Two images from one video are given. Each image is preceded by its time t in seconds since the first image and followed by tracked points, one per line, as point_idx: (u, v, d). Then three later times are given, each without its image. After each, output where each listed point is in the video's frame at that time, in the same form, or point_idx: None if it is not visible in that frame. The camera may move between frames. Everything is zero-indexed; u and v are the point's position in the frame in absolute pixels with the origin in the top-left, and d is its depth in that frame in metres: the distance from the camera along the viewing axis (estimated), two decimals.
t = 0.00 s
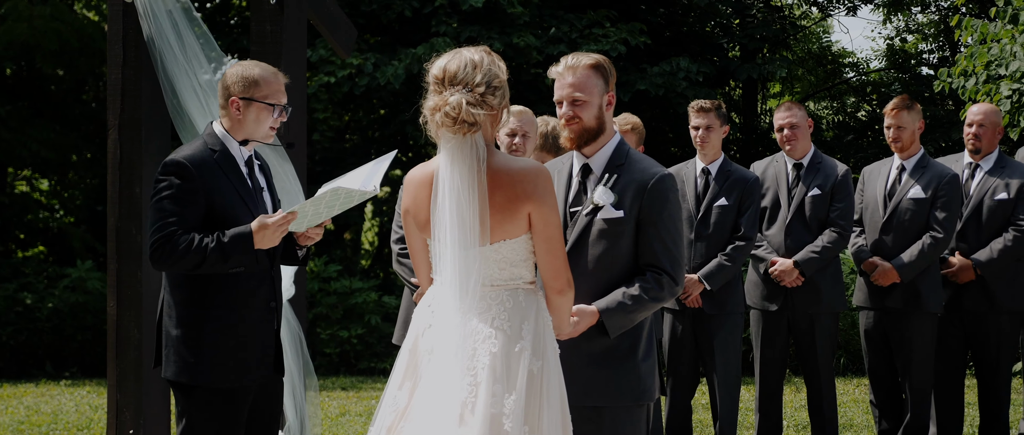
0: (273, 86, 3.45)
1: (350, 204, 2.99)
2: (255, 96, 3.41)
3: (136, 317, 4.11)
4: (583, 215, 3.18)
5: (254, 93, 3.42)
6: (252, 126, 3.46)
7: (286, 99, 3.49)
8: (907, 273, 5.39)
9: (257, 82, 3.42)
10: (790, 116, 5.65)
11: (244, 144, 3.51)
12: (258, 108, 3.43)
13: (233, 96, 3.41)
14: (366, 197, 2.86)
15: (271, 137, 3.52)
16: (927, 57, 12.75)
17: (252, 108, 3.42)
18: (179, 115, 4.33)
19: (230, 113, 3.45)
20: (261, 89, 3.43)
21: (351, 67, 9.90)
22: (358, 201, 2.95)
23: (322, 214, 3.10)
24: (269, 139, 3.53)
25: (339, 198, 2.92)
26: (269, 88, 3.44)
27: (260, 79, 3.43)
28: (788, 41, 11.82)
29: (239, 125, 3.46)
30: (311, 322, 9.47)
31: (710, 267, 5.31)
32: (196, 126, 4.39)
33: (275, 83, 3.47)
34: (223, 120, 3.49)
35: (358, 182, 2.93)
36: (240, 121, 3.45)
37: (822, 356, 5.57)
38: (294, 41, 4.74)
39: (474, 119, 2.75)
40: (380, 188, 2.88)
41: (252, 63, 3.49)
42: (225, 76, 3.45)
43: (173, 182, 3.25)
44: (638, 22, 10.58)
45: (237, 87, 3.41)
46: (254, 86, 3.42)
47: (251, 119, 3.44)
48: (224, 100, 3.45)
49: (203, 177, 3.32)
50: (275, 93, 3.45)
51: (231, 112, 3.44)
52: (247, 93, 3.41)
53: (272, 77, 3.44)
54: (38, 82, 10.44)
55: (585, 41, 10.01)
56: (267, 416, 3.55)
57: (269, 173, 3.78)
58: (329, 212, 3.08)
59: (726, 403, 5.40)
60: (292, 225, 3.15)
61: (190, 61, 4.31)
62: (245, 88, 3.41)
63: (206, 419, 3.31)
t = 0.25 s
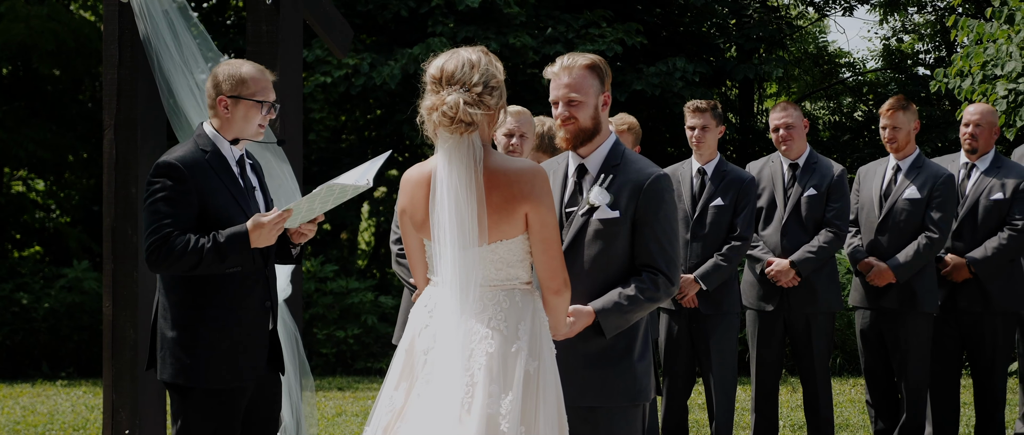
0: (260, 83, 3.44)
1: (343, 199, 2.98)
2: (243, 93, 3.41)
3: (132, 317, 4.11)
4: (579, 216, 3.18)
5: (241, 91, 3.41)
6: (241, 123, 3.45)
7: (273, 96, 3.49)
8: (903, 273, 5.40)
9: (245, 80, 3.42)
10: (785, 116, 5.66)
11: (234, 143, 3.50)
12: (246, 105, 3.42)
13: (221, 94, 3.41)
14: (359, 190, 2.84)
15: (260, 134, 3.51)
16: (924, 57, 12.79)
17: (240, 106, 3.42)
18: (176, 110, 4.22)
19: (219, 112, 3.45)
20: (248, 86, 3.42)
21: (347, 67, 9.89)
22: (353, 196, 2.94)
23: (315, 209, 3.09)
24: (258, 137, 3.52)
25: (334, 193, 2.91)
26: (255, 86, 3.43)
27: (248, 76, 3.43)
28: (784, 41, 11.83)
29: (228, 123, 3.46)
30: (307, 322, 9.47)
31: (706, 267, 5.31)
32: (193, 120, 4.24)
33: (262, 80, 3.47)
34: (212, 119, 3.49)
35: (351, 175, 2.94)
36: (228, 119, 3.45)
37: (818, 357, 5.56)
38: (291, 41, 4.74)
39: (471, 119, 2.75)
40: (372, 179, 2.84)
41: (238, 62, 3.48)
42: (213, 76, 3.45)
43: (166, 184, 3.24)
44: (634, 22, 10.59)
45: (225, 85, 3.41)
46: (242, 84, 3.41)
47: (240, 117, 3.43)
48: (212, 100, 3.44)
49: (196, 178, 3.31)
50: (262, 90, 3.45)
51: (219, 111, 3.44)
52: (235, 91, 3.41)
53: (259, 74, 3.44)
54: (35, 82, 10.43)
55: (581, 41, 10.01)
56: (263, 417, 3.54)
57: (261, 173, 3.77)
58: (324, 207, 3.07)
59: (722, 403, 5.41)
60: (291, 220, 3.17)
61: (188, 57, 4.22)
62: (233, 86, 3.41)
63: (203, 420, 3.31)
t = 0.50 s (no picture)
0: (256, 91, 3.42)
1: (336, 190, 2.96)
2: (238, 100, 3.39)
3: (128, 317, 4.10)
4: (574, 216, 3.18)
5: (237, 98, 3.40)
6: (233, 129, 3.45)
7: (268, 103, 3.48)
8: (899, 273, 5.40)
9: (241, 86, 3.40)
10: (780, 116, 5.66)
11: (226, 145, 3.51)
12: (241, 112, 3.42)
13: (216, 98, 3.39)
14: (350, 180, 2.83)
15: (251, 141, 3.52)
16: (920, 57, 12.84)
17: (234, 112, 3.41)
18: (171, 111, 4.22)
19: (212, 115, 3.44)
20: (244, 94, 3.40)
21: (343, 67, 9.88)
22: (344, 186, 2.92)
23: (308, 203, 3.07)
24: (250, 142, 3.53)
25: (326, 185, 2.90)
26: (251, 94, 3.42)
27: (244, 82, 3.40)
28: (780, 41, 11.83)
29: (220, 127, 3.45)
30: (303, 322, 9.46)
31: (702, 267, 5.32)
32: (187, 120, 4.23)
33: (258, 87, 3.45)
34: (204, 121, 3.49)
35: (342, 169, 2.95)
36: (221, 123, 3.44)
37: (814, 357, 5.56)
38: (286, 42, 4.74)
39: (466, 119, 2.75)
40: (363, 169, 2.85)
41: (235, 65, 3.45)
42: (207, 78, 3.42)
43: (156, 187, 3.24)
44: (631, 22, 10.59)
45: (220, 89, 3.39)
46: (237, 90, 3.39)
47: (233, 123, 3.43)
48: (206, 102, 3.42)
49: (188, 179, 3.31)
50: (258, 97, 3.43)
51: (213, 114, 3.43)
52: (229, 96, 3.39)
53: (255, 82, 3.41)
54: (30, 82, 10.41)
55: (577, 41, 10.01)
56: (260, 418, 3.52)
57: (253, 173, 3.78)
58: (315, 200, 3.04)
59: (719, 403, 5.41)
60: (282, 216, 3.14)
61: (183, 59, 4.23)
62: (228, 91, 3.38)
63: (202, 420, 3.30)
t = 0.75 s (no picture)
0: (251, 91, 3.43)
1: (331, 189, 2.98)
2: (233, 100, 3.40)
3: (123, 317, 4.10)
4: (570, 216, 3.18)
5: (232, 98, 3.40)
6: (229, 129, 3.46)
7: (263, 102, 3.49)
8: (894, 273, 5.41)
9: (236, 86, 3.40)
10: (776, 116, 5.66)
11: (221, 146, 3.50)
12: (236, 112, 3.42)
13: (210, 99, 3.39)
14: (347, 180, 2.87)
15: (247, 140, 3.52)
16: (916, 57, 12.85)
17: (229, 112, 3.42)
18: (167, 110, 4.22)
19: (208, 116, 3.44)
20: (239, 93, 3.41)
21: (339, 67, 9.87)
22: (339, 185, 2.94)
23: (303, 202, 3.08)
24: (246, 142, 3.53)
25: (322, 185, 2.91)
26: (246, 93, 3.42)
27: (238, 82, 3.41)
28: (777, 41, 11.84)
29: (216, 127, 3.46)
30: (300, 322, 9.46)
31: (699, 267, 5.32)
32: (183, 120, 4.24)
33: (253, 87, 3.46)
34: (199, 121, 3.49)
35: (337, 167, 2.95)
36: (216, 123, 3.45)
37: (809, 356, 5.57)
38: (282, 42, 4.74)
39: (461, 119, 2.75)
40: (360, 169, 2.88)
41: (229, 65, 3.46)
42: (201, 79, 3.42)
43: (152, 188, 3.23)
44: (627, 23, 10.59)
45: (215, 89, 3.39)
46: (232, 90, 3.40)
47: (228, 123, 3.44)
48: (201, 103, 3.43)
49: (184, 179, 3.31)
50: (253, 97, 3.44)
51: (208, 115, 3.43)
52: (224, 96, 3.39)
53: (250, 81, 3.42)
54: (26, 82, 10.39)
55: (574, 41, 10.01)
56: (256, 418, 3.53)
57: (248, 173, 3.77)
58: (312, 199, 3.05)
59: (715, 403, 5.42)
60: (279, 217, 3.16)
61: (180, 59, 4.22)
62: (223, 91, 3.39)
63: (198, 421, 3.30)
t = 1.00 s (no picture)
0: (250, 92, 3.42)
1: (328, 193, 2.97)
2: (233, 102, 3.39)
3: (119, 317, 4.10)
4: (565, 216, 3.18)
5: (231, 99, 3.40)
6: (229, 130, 3.45)
7: (263, 103, 3.48)
8: (890, 273, 5.41)
9: (235, 87, 3.40)
10: (773, 116, 5.67)
11: (220, 147, 3.50)
12: (235, 113, 3.41)
13: (210, 100, 3.39)
14: (342, 183, 2.85)
15: (247, 140, 3.51)
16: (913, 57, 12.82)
17: (229, 113, 3.41)
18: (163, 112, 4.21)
19: (207, 117, 3.44)
20: (239, 94, 3.40)
21: (336, 67, 9.85)
22: (336, 190, 2.93)
23: (301, 205, 3.08)
24: (246, 142, 3.52)
25: (320, 189, 2.91)
26: (246, 94, 3.42)
27: (237, 83, 3.41)
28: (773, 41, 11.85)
29: (215, 129, 3.45)
30: (296, 322, 9.45)
31: (695, 267, 5.33)
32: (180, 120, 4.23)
33: (252, 88, 3.45)
34: (198, 122, 3.48)
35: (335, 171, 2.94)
36: (216, 124, 3.44)
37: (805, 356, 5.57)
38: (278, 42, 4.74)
39: (455, 120, 2.75)
40: (356, 172, 2.85)
41: (229, 66, 3.45)
42: (201, 80, 3.42)
43: (149, 188, 3.23)
44: (624, 23, 10.59)
45: (214, 91, 3.39)
46: (231, 91, 3.39)
47: (228, 124, 3.43)
48: (200, 104, 3.43)
49: (181, 180, 3.30)
50: (252, 98, 3.43)
51: (208, 116, 3.43)
52: (224, 98, 3.39)
53: (249, 82, 3.42)
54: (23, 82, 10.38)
55: (570, 41, 10.01)
56: (251, 418, 3.53)
57: (246, 173, 3.77)
58: (309, 202, 3.05)
59: (710, 403, 5.42)
60: (275, 219, 3.15)
61: (176, 59, 4.22)
62: (222, 93, 3.38)
63: (192, 422, 3.29)
